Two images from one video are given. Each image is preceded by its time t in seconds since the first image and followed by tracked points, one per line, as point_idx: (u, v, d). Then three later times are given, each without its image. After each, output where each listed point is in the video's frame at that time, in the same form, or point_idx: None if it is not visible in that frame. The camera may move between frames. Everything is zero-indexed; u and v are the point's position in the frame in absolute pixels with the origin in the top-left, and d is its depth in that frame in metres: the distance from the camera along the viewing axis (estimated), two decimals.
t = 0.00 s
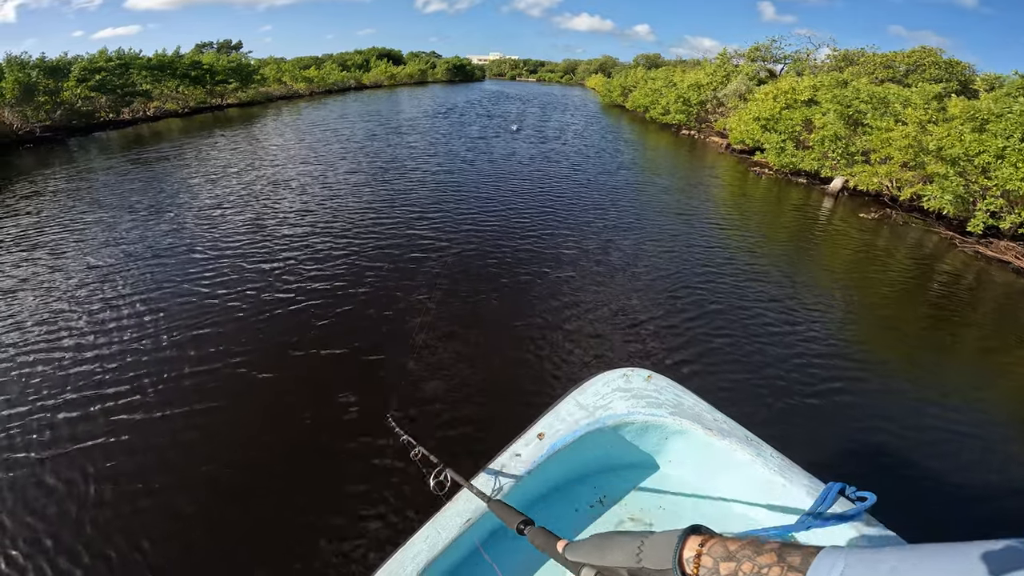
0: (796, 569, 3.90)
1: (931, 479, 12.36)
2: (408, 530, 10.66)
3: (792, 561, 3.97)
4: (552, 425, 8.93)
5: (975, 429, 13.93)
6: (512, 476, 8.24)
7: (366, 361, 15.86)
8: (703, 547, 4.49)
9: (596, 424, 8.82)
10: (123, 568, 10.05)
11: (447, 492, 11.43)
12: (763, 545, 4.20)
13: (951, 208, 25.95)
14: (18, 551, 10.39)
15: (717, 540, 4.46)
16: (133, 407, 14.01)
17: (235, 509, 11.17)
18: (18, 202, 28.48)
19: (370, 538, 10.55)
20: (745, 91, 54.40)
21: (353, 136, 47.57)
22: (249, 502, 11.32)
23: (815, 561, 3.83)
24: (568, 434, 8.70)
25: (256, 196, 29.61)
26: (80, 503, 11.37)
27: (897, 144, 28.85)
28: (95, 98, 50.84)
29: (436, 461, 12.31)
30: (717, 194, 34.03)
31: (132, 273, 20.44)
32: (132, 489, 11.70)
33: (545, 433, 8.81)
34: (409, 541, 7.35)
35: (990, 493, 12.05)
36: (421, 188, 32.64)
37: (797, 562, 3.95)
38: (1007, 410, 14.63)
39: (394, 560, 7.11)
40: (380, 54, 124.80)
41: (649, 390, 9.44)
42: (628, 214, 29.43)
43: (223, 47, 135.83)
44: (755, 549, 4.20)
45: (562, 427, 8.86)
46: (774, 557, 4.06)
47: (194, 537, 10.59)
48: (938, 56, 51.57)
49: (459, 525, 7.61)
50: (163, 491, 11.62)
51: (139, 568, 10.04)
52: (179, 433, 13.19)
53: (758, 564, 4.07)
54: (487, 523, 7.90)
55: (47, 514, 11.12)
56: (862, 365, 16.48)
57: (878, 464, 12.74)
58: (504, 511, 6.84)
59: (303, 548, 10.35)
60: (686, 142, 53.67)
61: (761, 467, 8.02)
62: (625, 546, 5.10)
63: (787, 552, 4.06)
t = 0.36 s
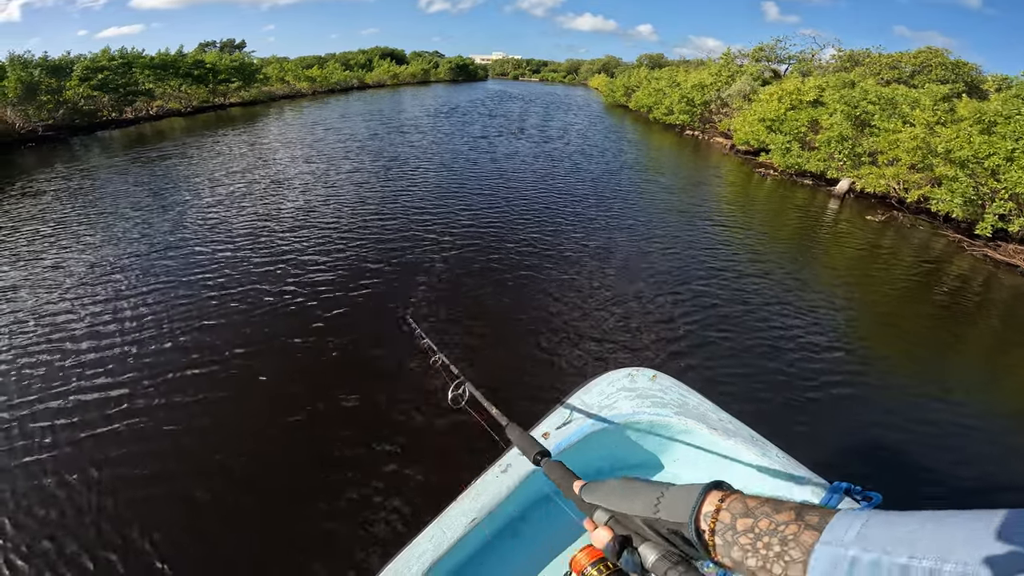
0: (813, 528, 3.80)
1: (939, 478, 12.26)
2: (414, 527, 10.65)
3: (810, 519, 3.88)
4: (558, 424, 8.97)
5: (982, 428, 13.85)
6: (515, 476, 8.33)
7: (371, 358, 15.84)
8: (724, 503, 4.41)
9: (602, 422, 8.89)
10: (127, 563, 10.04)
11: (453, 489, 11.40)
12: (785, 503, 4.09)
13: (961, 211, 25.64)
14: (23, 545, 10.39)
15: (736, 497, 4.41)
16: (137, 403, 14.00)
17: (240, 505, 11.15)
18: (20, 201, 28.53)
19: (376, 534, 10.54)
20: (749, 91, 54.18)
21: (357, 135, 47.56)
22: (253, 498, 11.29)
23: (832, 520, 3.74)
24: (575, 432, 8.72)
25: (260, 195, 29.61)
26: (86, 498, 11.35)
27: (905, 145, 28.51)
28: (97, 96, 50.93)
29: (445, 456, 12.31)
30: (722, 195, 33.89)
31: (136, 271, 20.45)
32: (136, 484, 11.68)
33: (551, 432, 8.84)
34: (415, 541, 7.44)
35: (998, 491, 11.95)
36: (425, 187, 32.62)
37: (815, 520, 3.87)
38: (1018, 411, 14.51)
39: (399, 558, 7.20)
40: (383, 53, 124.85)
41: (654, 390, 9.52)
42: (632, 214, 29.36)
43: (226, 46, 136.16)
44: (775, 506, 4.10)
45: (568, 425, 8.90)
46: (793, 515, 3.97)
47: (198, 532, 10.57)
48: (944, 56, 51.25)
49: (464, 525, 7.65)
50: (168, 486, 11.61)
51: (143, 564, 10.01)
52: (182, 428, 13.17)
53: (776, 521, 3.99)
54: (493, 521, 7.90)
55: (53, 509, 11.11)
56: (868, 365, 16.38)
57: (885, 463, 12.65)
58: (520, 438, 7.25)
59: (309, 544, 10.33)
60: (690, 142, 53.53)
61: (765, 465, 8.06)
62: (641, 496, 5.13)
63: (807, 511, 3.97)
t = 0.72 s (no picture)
0: (811, 569, 3.86)
1: (939, 481, 12.23)
2: (412, 528, 10.63)
3: (807, 561, 3.94)
4: (555, 424, 8.82)
5: (984, 430, 13.81)
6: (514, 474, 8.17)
7: (368, 360, 15.79)
8: (716, 545, 4.45)
9: (600, 422, 8.70)
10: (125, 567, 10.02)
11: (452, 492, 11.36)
12: (779, 545, 4.17)
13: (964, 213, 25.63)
14: (19, 549, 10.34)
15: (729, 539, 4.42)
16: (133, 405, 13.95)
17: (237, 509, 11.12)
18: (18, 202, 28.47)
19: (374, 536, 10.53)
20: (750, 92, 54.07)
21: (356, 135, 47.50)
22: (250, 502, 11.26)
23: (830, 562, 3.78)
24: (572, 433, 8.58)
25: (258, 196, 29.54)
26: (82, 502, 11.31)
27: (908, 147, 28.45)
28: (95, 96, 50.87)
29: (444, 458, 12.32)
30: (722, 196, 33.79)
31: (133, 272, 20.39)
32: (133, 488, 11.63)
33: (548, 432, 8.70)
34: (413, 539, 7.26)
35: (998, 494, 11.93)
36: (424, 188, 32.56)
37: (812, 561, 3.92)
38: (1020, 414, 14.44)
39: (397, 557, 7.02)
40: (383, 53, 124.84)
41: (652, 390, 9.35)
42: (632, 215, 29.27)
43: (225, 46, 136.38)
44: (769, 548, 4.16)
45: (565, 426, 8.74)
46: (788, 557, 4.02)
47: (195, 537, 10.54)
48: (946, 56, 51.20)
49: (462, 525, 7.49)
50: (165, 491, 11.56)
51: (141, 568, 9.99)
52: (178, 433, 13.13)
53: (772, 563, 4.03)
54: (489, 522, 7.80)
55: (49, 512, 11.07)
56: (868, 367, 16.32)
57: (885, 466, 12.60)
58: (507, 504, 6.81)
59: (308, 547, 10.31)
60: (690, 143, 53.54)
61: (763, 466, 7.95)
62: (637, 544, 4.96)
63: (802, 553, 4.03)
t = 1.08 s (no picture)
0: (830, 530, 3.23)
1: (940, 482, 12.20)
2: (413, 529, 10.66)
3: (825, 522, 3.30)
4: (558, 421, 8.79)
5: (985, 433, 13.80)
6: (520, 470, 8.14)
7: (370, 359, 15.78)
8: (735, 506, 3.78)
9: (603, 419, 8.71)
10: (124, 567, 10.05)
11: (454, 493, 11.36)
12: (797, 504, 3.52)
13: (969, 215, 25.54)
14: (23, 548, 10.40)
15: (749, 499, 3.77)
16: (134, 404, 13.98)
17: (239, 510, 11.13)
18: (19, 201, 28.55)
19: (374, 536, 10.57)
20: (752, 92, 53.97)
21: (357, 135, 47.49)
22: (252, 503, 11.25)
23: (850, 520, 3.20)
24: (575, 430, 8.56)
25: (259, 195, 29.57)
26: (83, 502, 11.34)
27: (913, 149, 28.69)
28: (96, 96, 50.97)
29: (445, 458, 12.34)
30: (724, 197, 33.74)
31: (134, 271, 20.42)
32: (135, 488, 11.68)
33: (552, 429, 8.69)
34: (417, 536, 7.27)
35: (996, 496, 11.96)
36: (426, 188, 32.52)
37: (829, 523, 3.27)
38: None
39: (401, 555, 7.03)
40: (384, 53, 124.79)
41: (654, 387, 9.33)
42: (633, 216, 29.22)
43: (225, 44, 136.57)
44: (788, 508, 3.51)
45: (569, 423, 8.72)
46: (807, 519, 3.39)
47: (197, 536, 10.57)
48: (949, 57, 51.13)
49: (466, 521, 7.48)
50: (166, 491, 11.57)
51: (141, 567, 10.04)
52: (180, 433, 13.11)
53: (790, 525, 3.39)
54: (495, 518, 7.76)
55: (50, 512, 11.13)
56: (870, 368, 16.29)
57: (889, 468, 12.55)
58: (538, 444, 6.87)
59: (308, 547, 10.34)
60: (691, 143, 53.51)
61: (765, 462, 7.93)
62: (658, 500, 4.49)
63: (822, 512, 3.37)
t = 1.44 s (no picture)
0: (828, 563, 3.59)
1: (940, 481, 12.14)
2: (407, 526, 10.57)
3: (824, 555, 3.67)
4: (553, 420, 8.71)
5: (986, 430, 13.73)
6: (514, 470, 8.08)
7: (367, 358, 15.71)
8: (729, 536, 4.36)
9: (598, 418, 8.60)
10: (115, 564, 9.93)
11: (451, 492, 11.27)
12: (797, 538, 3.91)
13: (971, 217, 25.43)
14: (14, 545, 10.27)
15: (744, 531, 4.33)
16: (127, 402, 13.86)
17: (232, 509, 11.01)
18: (15, 201, 28.46)
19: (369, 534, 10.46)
20: (751, 92, 53.92)
21: (355, 135, 47.38)
22: (246, 503, 11.14)
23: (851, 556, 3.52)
24: (570, 429, 8.49)
25: (257, 195, 29.49)
26: (74, 499, 11.21)
27: (915, 149, 28.63)
28: (92, 96, 50.91)
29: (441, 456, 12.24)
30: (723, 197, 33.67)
31: (130, 271, 20.34)
32: (127, 486, 11.54)
33: (547, 428, 8.59)
34: (413, 534, 7.17)
35: (998, 494, 11.88)
36: (424, 188, 32.43)
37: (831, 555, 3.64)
38: None
39: (396, 554, 6.92)
40: (382, 53, 124.70)
41: (650, 386, 9.24)
42: (632, 216, 29.15)
43: (223, 45, 136.68)
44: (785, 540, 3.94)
45: (563, 422, 8.64)
46: (806, 551, 3.76)
47: (190, 535, 10.46)
48: (949, 58, 51.13)
49: (461, 520, 7.40)
50: (158, 491, 11.44)
51: (132, 564, 9.91)
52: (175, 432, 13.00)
53: (789, 556, 3.79)
54: (490, 517, 7.72)
55: (41, 509, 10.99)
56: (870, 367, 16.23)
57: (891, 469, 12.47)
58: (514, 495, 6.83)
59: (302, 545, 10.24)
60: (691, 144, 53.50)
61: (761, 463, 7.84)
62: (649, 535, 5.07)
63: (820, 545, 3.77)
